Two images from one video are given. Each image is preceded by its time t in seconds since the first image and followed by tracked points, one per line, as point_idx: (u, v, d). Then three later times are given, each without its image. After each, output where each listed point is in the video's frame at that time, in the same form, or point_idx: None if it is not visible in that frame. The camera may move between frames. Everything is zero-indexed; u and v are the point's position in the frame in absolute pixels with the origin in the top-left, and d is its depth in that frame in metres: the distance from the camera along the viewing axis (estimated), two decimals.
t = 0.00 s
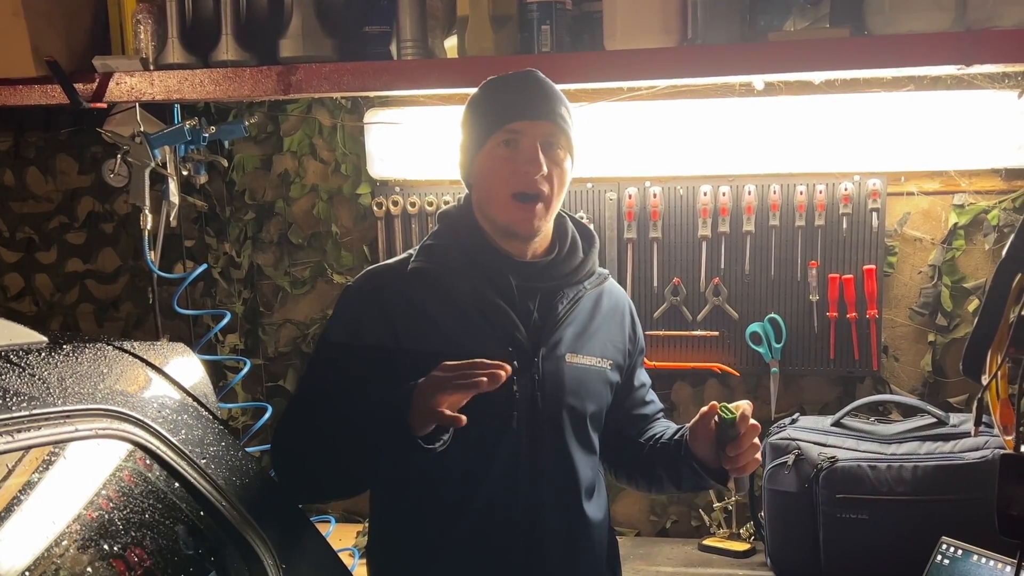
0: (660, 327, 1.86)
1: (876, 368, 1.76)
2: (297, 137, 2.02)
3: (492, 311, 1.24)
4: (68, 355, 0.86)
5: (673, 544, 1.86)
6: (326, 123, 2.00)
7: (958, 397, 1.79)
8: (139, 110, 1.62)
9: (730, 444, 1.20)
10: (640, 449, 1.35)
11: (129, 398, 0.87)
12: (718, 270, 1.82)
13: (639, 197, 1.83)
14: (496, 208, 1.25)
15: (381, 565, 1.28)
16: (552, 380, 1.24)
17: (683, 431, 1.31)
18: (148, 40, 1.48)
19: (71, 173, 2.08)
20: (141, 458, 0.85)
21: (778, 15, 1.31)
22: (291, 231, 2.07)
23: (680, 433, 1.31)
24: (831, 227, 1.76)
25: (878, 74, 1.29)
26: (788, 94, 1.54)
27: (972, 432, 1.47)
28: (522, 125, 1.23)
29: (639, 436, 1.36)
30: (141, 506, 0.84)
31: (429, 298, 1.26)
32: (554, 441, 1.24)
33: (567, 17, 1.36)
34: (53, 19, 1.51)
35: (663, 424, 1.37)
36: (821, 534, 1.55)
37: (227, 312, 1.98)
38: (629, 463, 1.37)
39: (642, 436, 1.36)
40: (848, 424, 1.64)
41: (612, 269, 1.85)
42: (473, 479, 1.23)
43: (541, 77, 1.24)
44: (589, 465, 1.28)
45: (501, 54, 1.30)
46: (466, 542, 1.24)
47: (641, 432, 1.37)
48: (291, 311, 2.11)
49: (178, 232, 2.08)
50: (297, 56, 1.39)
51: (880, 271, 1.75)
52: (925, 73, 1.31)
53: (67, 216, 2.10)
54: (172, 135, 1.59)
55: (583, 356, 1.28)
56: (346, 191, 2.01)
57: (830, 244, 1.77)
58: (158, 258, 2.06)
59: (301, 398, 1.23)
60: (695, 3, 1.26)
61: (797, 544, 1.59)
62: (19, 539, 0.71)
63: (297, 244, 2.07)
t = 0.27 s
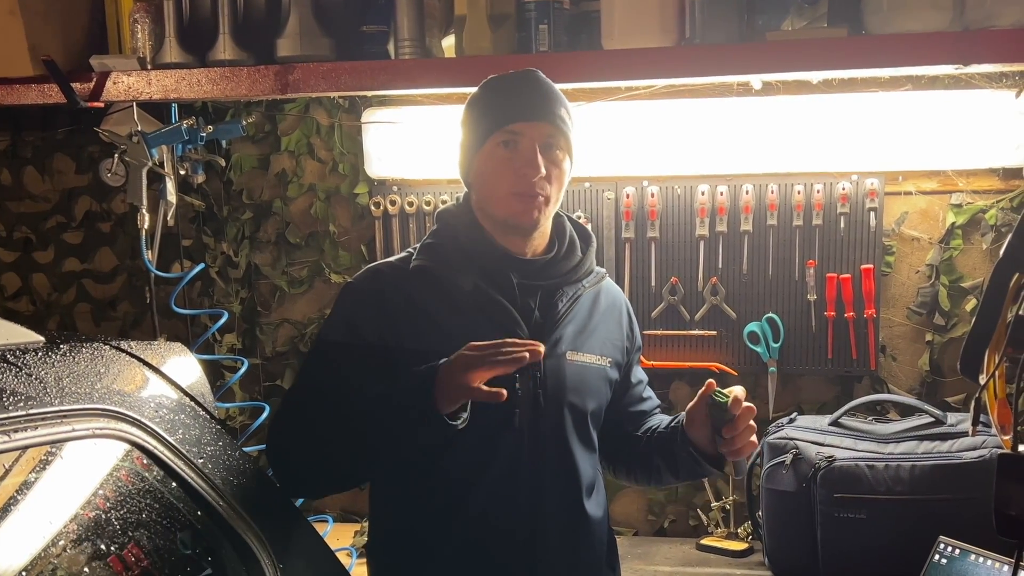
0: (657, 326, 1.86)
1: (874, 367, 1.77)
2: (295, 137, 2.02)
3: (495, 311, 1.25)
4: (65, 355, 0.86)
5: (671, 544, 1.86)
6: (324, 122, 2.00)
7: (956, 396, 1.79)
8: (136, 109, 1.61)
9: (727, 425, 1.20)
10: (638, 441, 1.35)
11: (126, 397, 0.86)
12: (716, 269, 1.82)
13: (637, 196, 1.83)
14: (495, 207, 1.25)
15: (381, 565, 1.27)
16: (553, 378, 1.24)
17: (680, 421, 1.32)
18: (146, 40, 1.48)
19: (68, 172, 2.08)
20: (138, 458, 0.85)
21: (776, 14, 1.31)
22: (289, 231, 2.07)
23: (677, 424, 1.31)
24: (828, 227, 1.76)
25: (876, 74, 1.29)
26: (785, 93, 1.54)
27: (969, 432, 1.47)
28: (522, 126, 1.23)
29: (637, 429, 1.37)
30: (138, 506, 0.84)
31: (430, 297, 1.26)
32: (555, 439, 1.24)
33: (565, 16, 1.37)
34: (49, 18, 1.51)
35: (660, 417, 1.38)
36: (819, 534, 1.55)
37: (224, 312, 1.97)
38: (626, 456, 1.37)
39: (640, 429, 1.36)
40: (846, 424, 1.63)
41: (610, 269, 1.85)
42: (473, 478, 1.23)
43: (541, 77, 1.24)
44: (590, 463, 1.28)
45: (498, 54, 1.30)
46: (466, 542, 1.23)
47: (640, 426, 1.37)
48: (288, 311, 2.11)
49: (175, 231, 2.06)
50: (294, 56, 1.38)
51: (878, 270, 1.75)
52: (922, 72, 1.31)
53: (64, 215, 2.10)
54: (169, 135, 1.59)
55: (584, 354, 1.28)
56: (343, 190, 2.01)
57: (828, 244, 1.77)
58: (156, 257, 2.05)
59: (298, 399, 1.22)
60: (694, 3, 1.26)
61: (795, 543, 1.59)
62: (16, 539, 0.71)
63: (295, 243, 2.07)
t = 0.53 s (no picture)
0: (656, 326, 1.86)
1: (873, 366, 1.77)
2: (293, 136, 2.02)
3: (498, 310, 1.23)
4: (63, 353, 0.86)
5: (670, 543, 1.86)
6: (322, 121, 2.00)
7: (954, 395, 1.79)
8: (133, 107, 1.60)
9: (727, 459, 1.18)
10: (628, 453, 1.36)
11: (124, 396, 0.86)
12: (715, 268, 1.82)
13: (635, 195, 1.83)
14: (501, 210, 1.24)
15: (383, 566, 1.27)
16: (555, 382, 1.24)
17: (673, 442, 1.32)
18: (144, 39, 1.48)
19: (66, 171, 2.08)
20: (137, 457, 0.85)
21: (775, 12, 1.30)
22: (288, 230, 2.07)
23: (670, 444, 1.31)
24: (827, 226, 1.76)
25: (874, 73, 1.29)
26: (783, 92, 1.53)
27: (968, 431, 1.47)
28: (529, 129, 1.24)
29: (630, 439, 1.37)
30: (137, 505, 0.84)
31: (434, 299, 1.26)
32: (556, 442, 1.24)
33: (563, 16, 1.37)
34: (48, 17, 1.51)
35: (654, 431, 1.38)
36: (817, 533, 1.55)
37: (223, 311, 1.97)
38: (615, 465, 1.38)
39: (632, 439, 1.37)
40: (845, 423, 1.64)
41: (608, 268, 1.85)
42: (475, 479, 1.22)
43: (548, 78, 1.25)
44: (589, 466, 1.29)
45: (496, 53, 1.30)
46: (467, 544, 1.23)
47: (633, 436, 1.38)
48: (287, 310, 2.11)
49: (173, 230, 2.06)
50: (293, 55, 1.39)
51: (876, 269, 1.75)
52: (920, 71, 1.31)
53: (63, 214, 2.10)
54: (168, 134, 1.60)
55: (586, 359, 1.28)
56: (342, 189, 2.01)
57: (827, 244, 1.77)
58: (154, 257, 2.04)
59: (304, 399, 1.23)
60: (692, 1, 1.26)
61: (794, 542, 1.59)
62: (15, 539, 0.71)
63: (293, 242, 2.07)
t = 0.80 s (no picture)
0: (655, 325, 1.86)
1: (872, 365, 1.77)
2: (293, 134, 2.02)
3: (497, 310, 1.23)
4: (63, 352, 0.86)
5: (669, 542, 1.87)
6: (322, 120, 2.00)
7: (954, 395, 1.79)
8: (133, 107, 1.61)
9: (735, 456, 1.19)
10: (633, 454, 1.36)
11: (124, 395, 0.86)
12: (714, 267, 1.82)
13: (635, 194, 1.83)
14: (500, 212, 1.25)
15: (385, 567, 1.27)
16: (554, 381, 1.24)
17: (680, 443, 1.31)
18: (144, 37, 1.48)
19: (66, 170, 2.07)
20: (137, 456, 0.85)
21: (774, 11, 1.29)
22: (287, 229, 2.07)
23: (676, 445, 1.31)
24: (827, 225, 1.76)
25: (874, 72, 1.29)
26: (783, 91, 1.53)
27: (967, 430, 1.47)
28: (527, 132, 1.24)
29: (636, 439, 1.37)
30: (137, 503, 0.84)
31: (434, 299, 1.26)
32: (555, 441, 1.24)
33: (563, 15, 1.37)
34: (47, 15, 1.50)
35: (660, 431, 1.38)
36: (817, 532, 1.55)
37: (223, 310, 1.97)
38: (622, 465, 1.38)
39: (638, 439, 1.37)
40: (845, 422, 1.64)
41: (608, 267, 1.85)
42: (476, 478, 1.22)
43: (547, 79, 1.25)
44: (589, 467, 1.29)
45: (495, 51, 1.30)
46: (467, 543, 1.23)
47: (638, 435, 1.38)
48: (286, 309, 2.11)
49: (173, 228, 2.07)
50: (293, 53, 1.38)
51: (876, 268, 1.75)
52: (920, 70, 1.31)
53: (62, 213, 2.09)
54: (168, 132, 1.59)
55: (585, 358, 1.28)
56: (341, 188, 2.01)
57: (827, 243, 1.77)
58: (154, 255, 2.05)
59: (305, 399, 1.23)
60: None
61: (793, 541, 1.59)
62: (14, 537, 0.71)
63: (293, 242, 2.07)
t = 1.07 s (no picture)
0: (656, 324, 1.86)
1: (872, 365, 1.77)
2: (293, 133, 2.02)
3: (496, 309, 1.23)
4: (63, 351, 0.86)
5: (670, 541, 1.87)
6: (322, 119, 2.00)
7: (954, 394, 1.79)
8: (134, 106, 1.61)
9: (722, 459, 1.19)
10: (633, 453, 1.36)
11: (124, 394, 0.86)
12: (715, 266, 1.82)
13: (635, 193, 1.83)
14: (496, 211, 1.25)
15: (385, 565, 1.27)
16: (553, 379, 1.24)
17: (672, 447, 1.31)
18: (144, 36, 1.48)
19: (66, 169, 2.07)
20: (137, 455, 0.85)
21: (775, 10, 1.29)
22: (287, 228, 2.07)
23: (669, 450, 1.31)
24: (827, 225, 1.76)
25: (874, 71, 1.29)
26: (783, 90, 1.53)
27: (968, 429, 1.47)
28: (521, 131, 1.24)
29: (633, 439, 1.38)
30: (137, 503, 0.84)
31: (433, 299, 1.26)
32: (554, 439, 1.23)
33: (563, 14, 1.37)
34: (47, 14, 1.50)
35: (659, 432, 1.38)
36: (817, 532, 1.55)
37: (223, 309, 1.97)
38: (618, 463, 1.38)
39: (637, 438, 1.37)
40: (845, 421, 1.64)
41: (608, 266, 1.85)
42: (478, 476, 1.22)
43: (538, 77, 1.24)
44: (590, 465, 1.28)
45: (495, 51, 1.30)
46: (469, 541, 1.23)
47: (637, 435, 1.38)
48: (286, 308, 2.11)
49: (173, 227, 2.07)
50: (293, 52, 1.38)
51: (876, 268, 1.75)
52: (921, 69, 1.31)
53: (63, 212, 2.09)
54: (168, 131, 1.58)
55: (585, 356, 1.28)
56: (342, 187, 2.01)
57: (827, 242, 1.76)
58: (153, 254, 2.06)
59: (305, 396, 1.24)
60: None
61: (793, 541, 1.59)
62: (15, 536, 0.71)
63: (293, 241, 2.07)
